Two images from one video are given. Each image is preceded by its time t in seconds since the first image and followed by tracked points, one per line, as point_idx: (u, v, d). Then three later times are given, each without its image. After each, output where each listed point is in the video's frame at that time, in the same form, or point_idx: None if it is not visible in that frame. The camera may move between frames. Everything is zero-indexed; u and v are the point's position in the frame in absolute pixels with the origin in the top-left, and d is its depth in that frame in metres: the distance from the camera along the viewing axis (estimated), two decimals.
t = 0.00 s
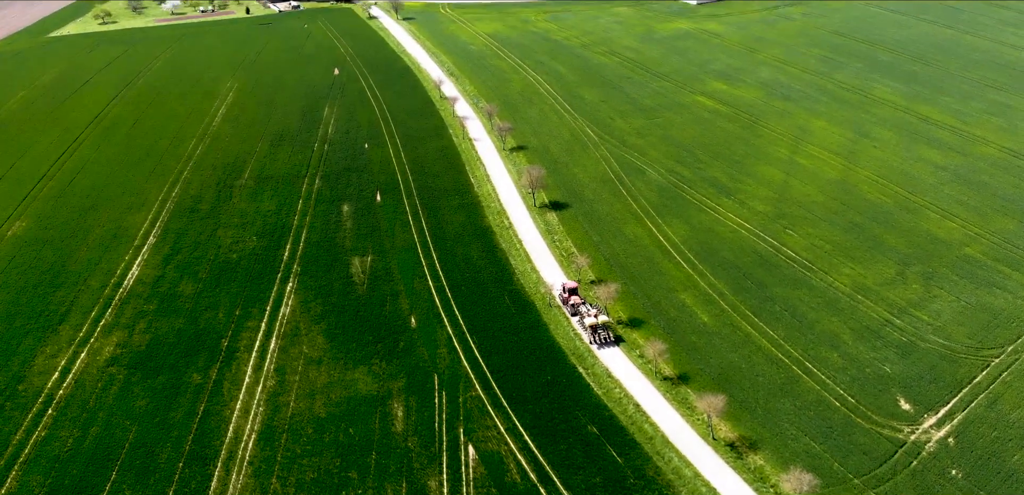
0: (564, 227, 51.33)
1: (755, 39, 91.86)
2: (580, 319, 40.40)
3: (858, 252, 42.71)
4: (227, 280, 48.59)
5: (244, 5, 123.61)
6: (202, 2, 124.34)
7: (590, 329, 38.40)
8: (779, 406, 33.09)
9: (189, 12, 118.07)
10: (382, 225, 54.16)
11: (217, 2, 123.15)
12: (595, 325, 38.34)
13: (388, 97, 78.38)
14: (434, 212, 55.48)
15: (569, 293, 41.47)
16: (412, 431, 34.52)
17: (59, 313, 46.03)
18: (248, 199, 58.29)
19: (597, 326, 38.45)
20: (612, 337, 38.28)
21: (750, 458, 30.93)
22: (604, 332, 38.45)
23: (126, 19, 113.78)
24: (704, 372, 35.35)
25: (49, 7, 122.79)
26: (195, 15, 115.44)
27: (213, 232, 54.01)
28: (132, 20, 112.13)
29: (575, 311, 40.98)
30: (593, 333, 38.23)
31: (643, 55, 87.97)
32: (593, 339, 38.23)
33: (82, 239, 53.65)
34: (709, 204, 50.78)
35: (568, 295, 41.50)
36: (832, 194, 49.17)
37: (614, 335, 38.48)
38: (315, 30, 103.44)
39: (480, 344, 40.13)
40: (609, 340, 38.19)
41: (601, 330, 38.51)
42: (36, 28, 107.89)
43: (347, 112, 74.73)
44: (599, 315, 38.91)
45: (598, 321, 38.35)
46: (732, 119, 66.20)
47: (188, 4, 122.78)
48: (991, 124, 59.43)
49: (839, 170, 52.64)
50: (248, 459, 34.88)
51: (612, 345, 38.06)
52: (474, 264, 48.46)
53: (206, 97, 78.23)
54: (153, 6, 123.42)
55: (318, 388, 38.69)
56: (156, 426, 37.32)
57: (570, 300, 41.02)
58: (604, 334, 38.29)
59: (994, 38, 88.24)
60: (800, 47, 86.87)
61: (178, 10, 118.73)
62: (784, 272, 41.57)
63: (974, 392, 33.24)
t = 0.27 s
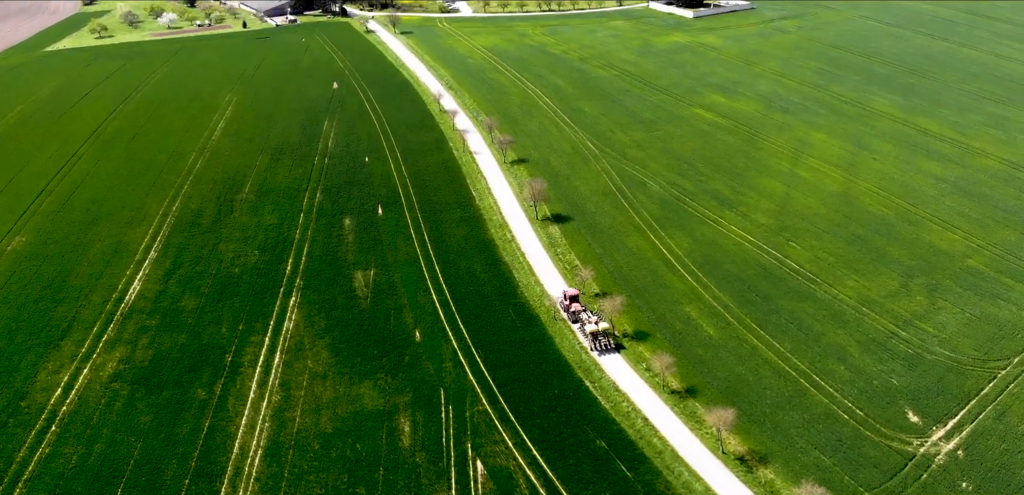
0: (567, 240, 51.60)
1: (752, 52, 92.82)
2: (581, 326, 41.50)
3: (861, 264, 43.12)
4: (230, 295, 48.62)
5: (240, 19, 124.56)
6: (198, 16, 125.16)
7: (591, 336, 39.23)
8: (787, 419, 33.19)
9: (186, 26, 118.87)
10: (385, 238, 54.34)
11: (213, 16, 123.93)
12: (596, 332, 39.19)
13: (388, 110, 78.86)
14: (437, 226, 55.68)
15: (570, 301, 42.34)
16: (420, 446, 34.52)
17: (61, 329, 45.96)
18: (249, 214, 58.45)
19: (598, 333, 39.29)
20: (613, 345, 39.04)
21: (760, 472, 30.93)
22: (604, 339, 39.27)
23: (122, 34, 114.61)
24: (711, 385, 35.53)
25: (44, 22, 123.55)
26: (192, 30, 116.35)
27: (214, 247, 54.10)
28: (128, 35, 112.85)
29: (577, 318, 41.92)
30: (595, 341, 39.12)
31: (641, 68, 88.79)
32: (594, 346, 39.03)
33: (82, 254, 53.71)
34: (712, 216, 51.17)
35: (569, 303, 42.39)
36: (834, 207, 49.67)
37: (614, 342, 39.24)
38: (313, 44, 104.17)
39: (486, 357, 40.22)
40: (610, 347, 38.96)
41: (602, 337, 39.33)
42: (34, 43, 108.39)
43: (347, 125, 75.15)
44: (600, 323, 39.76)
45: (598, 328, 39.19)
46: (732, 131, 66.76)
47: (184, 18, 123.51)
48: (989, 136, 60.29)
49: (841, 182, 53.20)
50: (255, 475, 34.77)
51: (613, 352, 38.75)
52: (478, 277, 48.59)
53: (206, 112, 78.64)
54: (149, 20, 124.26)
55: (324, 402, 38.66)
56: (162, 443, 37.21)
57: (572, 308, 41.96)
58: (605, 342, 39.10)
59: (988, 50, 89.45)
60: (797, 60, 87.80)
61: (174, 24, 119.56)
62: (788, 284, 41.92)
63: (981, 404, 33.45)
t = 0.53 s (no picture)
0: (569, 251, 51.80)
1: (749, 63, 93.60)
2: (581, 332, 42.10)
3: (865, 275, 43.42)
4: (232, 308, 48.66)
5: (237, 31, 125.43)
6: (195, 29, 125.92)
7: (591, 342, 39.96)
8: (795, 431, 33.27)
9: (183, 39, 119.63)
10: (387, 250, 54.50)
11: (210, 28, 124.79)
12: (596, 338, 39.93)
13: (388, 122, 79.29)
14: (438, 237, 55.86)
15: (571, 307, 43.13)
16: (426, 459, 34.52)
17: (63, 343, 45.94)
18: (250, 226, 58.62)
19: (599, 340, 40.04)
20: (613, 351, 39.75)
21: (769, 484, 30.94)
22: (605, 345, 40.00)
23: (119, 46, 115.25)
24: (718, 397, 35.66)
25: (41, 35, 124.23)
26: (189, 42, 117.07)
27: (216, 259, 54.20)
28: (125, 47, 113.48)
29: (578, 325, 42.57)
30: (595, 346, 39.90)
31: (640, 79, 89.42)
32: (595, 352, 39.75)
33: (83, 267, 53.79)
34: (713, 227, 51.48)
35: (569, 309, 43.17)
36: (836, 218, 50.06)
37: (614, 348, 39.96)
38: (311, 57, 104.80)
39: (491, 369, 40.29)
40: (610, 353, 39.68)
41: (602, 343, 40.08)
42: (33, 56, 108.86)
43: (347, 137, 75.51)
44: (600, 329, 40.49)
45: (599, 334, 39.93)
46: (732, 142, 67.23)
47: (181, 31, 124.25)
48: (988, 146, 60.95)
49: (842, 193, 53.66)
50: (260, 490, 34.69)
51: (614, 358, 39.47)
52: (481, 289, 48.70)
53: (205, 124, 79.05)
54: (146, 33, 124.99)
55: (329, 416, 38.63)
56: (166, 457, 37.11)
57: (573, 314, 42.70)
58: (605, 348, 39.83)
59: (983, 61, 90.39)
60: (794, 71, 88.57)
61: (171, 36, 120.33)
62: (792, 295, 42.17)
63: (988, 414, 33.58)
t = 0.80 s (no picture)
0: (571, 261, 51.98)
1: (747, 73, 94.32)
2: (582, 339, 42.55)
3: (868, 285, 43.72)
4: (234, 319, 48.68)
5: (235, 42, 126.33)
6: (193, 39, 126.65)
7: (592, 348, 40.46)
8: (802, 441, 33.37)
9: (181, 50, 120.30)
10: (389, 261, 54.65)
11: (208, 39, 125.59)
12: (597, 344, 40.49)
13: (388, 133, 79.67)
14: (440, 247, 56.00)
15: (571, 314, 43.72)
16: (432, 471, 34.52)
17: (64, 355, 45.90)
18: (251, 237, 58.75)
19: (599, 345, 40.57)
20: (614, 356, 40.24)
21: None
22: (605, 351, 40.50)
23: (116, 57, 115.78)
24: (724, 407, 35.76)
25: (38, 46, 124.73)
26: (187, 53, 117.73)
27: (217, 270, 54.27)
28: (123, 58, 113.96)
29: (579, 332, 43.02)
30: (596, 352, 40.38)
31: (639, 90, 90.05)
32: (596, 358, 40.19)
33: (83, 278, 53.84)
34: (715, 237, 51.76)
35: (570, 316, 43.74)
36: (837, 228, 50.46)
37: (615, 353, 40.45)
38: (310, 68, 105.41)
39: (496, 380, 40.34)
40: (611, 359, 40.15)
41: (603, 349, 40.60)
42: (31, 67, 109.18)
43: (347, 148, 75.85)
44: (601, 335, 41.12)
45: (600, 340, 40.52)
46: (732, 152, 67.68)
47: (179, 41, 125.09)
48: (987, 156, 61.52)
49: (843, 203, 54.09)
50: None
51: (615, 363, 39.91)
52: (484, 299, 48.79)
53: (205, 135, 79.36)
54: (143, 44, 125.62)
55: (334, 428, 38.60)
56: (170, 470, 37.02)
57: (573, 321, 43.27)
58: (606, 353, 40.34)
59: (980, 71, 91.23)
60: (792, 81, 89.28)
61: (169, 47, 120.98)
62: (796, 305, 42.43)
63: (995, 424, 33.75)
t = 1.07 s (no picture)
0: (575, 273, 52.19)
1: (744, 86, 95.16)
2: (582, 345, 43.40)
3: (872, 297, 44.12)
4: (237, 334, 48.69)
5: (232, 56, 127.39)
6: (189, 54, 127.62)
7: (593, 355, 41.37)
8: (810, 455, 33.53)
9: (178, 64, 121.17)
10: (391, 274, 54.81)
11: (204, 53, 126.61)
12: (598, 351, 41.36)
13: (388, 146, 80.11)
14: (443, 261, 56.17)
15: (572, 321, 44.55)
16: (440, 487, 34.51)
17: (66, 370, 45.85)
18: (253, 251, 58.91)
19: (600, 352, 41.48)
20: (615, 364, 41.18)
21: None
22: (606, 358, 41.47)
23: (113, 71, 116.46)
24: (731, 421, 35.91)
25: (34, 60, 125.48)
26: (184, 66, 118.59)
27: (218, 284, 54.35)
28: (120, 72, 114.76)
29: (579, 339, 43.87)
30: (597, 359, 41.34)
31: (637, 102, 90.77)
32: (597, 365, 41.14)
33: (85, 293, 53.88)
34: (717, 249, 52.10)
35: (571, 323, 44.61)
36: (840, 240, 50.91)
37: (616, 361, 41.42)
38: (308, 81, 106.12)
39: (502, 394, 40.40)
40: (611, 366, 41.11)
41: (603, 356, 41.54)
42: (30, 82, 109.69)
43: (347, 161, 76.24)
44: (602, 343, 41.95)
45: (601, 348, 41.36)
46: (732, 164, 68.21)
47: (175, 55, 126.07)
48: (986, 168, 62.23)
49: (845, 215, 54.58)
50: None
51: (615, 370, 40.86)
52: (487, 313, 48.91)
53: (204, 149, 79.72)
54: (140, 58, 126.53)
55: (340, 443, 38.56)
56: (176, 487, 36.92)
57: (574, 328, 44.05)
58: (607, 360, 41.31)
59: (976, 83, 92.22)
60: (790, 94, 90.12)
61: (165, 61, 121.78)
62: (801, 317, 42.76)
63: (1002, 436, 34.05)
